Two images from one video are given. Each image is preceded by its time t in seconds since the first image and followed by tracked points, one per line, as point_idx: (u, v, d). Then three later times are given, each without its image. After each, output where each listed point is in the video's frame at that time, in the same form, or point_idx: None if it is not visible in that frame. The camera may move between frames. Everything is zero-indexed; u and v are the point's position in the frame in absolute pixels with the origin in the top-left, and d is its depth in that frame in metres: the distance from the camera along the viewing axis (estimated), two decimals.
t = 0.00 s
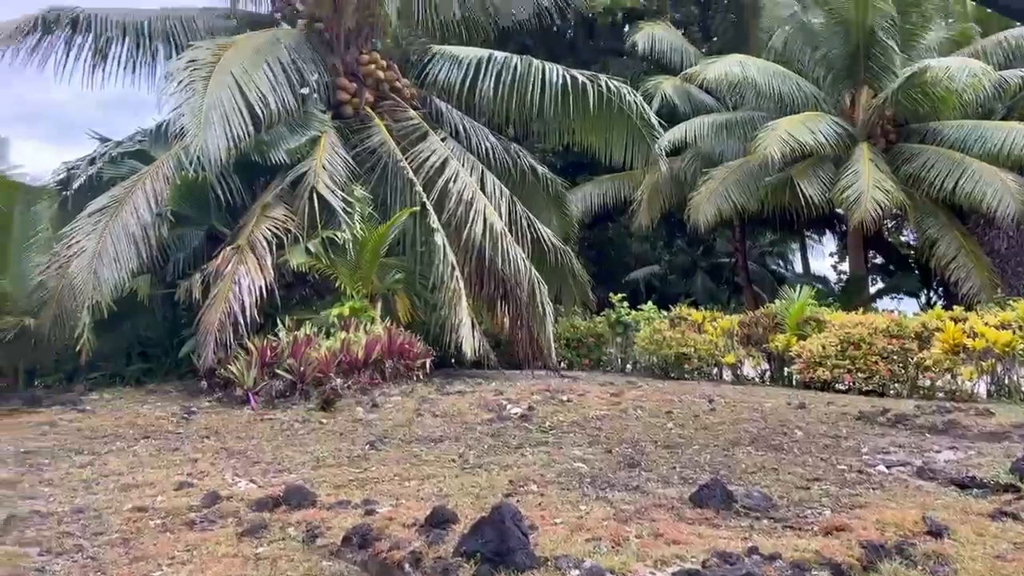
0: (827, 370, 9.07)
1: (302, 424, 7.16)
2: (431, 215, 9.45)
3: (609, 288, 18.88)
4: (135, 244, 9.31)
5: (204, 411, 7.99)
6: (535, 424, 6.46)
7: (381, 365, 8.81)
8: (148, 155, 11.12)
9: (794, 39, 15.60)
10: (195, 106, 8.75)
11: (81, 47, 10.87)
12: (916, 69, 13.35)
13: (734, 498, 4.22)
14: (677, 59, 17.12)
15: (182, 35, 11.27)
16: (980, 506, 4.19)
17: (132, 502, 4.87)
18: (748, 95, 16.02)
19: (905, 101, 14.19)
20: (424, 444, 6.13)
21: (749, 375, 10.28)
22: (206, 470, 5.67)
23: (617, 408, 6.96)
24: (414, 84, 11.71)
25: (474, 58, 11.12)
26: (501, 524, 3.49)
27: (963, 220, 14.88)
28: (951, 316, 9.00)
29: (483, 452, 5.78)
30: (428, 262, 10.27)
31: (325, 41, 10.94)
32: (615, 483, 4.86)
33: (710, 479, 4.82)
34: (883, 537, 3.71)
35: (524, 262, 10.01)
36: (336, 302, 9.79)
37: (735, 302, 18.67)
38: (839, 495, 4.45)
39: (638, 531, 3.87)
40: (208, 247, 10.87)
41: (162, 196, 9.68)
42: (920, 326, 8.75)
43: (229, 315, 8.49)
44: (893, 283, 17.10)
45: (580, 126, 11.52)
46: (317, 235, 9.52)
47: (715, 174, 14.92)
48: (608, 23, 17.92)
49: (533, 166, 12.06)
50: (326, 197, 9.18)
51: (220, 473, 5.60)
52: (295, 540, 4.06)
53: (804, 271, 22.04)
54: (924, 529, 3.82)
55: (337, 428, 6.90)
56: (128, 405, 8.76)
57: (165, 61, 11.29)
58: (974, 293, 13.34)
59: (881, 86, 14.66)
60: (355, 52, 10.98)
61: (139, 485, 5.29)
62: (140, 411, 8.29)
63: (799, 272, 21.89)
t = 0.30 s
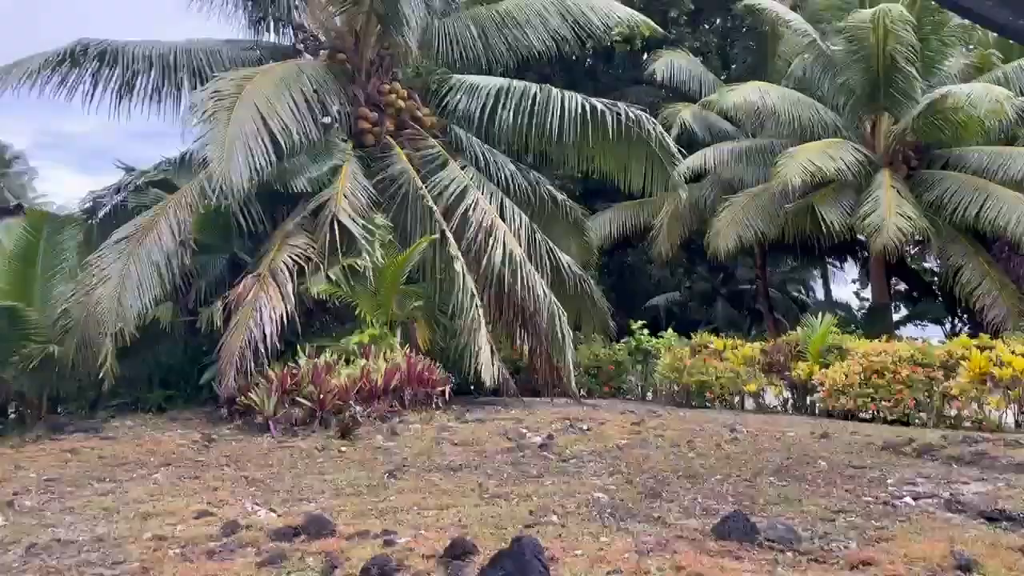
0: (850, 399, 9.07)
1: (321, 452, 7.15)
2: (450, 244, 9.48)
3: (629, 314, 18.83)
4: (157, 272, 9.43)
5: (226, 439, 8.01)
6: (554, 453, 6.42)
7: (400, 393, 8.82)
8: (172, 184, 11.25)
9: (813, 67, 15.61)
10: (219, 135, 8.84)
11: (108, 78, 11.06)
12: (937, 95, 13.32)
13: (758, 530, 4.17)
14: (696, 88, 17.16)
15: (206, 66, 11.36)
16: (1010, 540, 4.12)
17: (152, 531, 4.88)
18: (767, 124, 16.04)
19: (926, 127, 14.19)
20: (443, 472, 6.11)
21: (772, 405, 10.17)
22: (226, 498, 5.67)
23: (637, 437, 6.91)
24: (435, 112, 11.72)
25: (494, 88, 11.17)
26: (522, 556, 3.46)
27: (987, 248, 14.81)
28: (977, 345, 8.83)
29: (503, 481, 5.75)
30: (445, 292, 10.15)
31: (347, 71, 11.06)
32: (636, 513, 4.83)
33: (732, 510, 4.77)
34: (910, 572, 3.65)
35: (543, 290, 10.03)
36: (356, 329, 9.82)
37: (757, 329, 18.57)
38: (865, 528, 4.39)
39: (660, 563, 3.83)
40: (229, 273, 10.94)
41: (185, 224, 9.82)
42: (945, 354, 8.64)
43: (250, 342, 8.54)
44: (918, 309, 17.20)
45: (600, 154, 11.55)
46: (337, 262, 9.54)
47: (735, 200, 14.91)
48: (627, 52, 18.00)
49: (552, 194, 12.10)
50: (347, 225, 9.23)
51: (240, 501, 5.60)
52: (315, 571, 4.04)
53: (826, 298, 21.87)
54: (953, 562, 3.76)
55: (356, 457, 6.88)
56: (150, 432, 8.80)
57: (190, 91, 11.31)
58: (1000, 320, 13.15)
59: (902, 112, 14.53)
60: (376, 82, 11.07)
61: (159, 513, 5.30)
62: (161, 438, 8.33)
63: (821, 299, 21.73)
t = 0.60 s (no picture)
0: (874, 424, 8.95)
1: (341, 476, 7.14)
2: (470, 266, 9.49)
3: (649, 337, 18.76)
4: (180, 297, 9.50)
5: (246, 462, 8.03)
6: (574, 477, 6.38)
7: (420, 417, 8.81)
8: (195, 209, 11.34)
9: (833, 90, 15.59)
10: (242, 161, 8.93)
11: (134, 105, 11.24)
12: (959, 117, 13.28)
13: (782, 557, 4.12)
14: (715, 111, 17.18)
15: (230, 92, 11.45)
16: None
17: (172, 555, 4.88)
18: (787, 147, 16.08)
19: (949, 149, 14.15)
20: (463, 496, 6.09)
21: (795, 429, 10.10)
22: (246, 523, 5.68)
23: (658, 462, 6.85)
24: (455, 137, 11.74)
25: (513, 111, 11.22)
26: None
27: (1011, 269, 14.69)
28: (1004, 368, 8.72)
29: (524, 506, 5.71)
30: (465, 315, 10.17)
31: (368, 96, 11.13)
32: (658, 539, 4.79)
33: (755, 537, 4.71)
34: None
35: (563, 312, 10.03)
36: (377, 352, 9.83)
37: (779, 352, 18.47)
38: (893, 556, 4.32)
39: None
40: (251, 297, 11.00)
41: (208, 249, 9.90)
42: (971, 378, 8.58)
43: (270, 365, 8.56)
44: (942, 330, 17.08)
45: (620, 177, 11.57)
46: (358, 285, 9.57)
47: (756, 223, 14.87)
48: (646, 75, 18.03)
49: (572, 217, 12.13)
50: (367, 248, 9.27)
51: (260, 525, 5.60)
52: None
53: (849, 320, 21.67)
54: None
55: (375, 481, 6.86)
56: (171, 456, 8.83)
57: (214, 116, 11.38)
58: None
59: (923, 134, 14.45)
60: (397, 107, 11.13)
61: (180, 537, 5.30)
62: (182, 461, 8.36)
63: (843, 321, 21.54)
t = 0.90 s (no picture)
0: (901, 445, 8.82)
1: (362, 497, 7.13)
2: (490, 287, 9.49)
3: (670, 357, 18.68)
4: (203, 317, 9.55)
5: (268, 483, 8.03)
6: (596, 499, 6.33)
7: (440, 437, 8.79)
8: (218, 230, 11.41)
9: (854, 109, 15.54)
10: (264, 183, 8.99)
11: (159, 128, 11.35)
12: (982, 135, 13.13)
13: None
14: (735, 130, 17.15)
15: (252, 115, 11.53)
16: None
17: None
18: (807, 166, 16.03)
19: (972, 166, 14.11)
20: (484, 518, 6.05)
21: (819, 450, 10.06)
22: (267, 543, 5.66)
23: (680, 483, 6.79)
24: (475, 157, 11.79)
25: (533, 132, 11.20)
26: None
27: None
28: None
29: (545, 528, 5.67)
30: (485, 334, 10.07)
31: (389, 118, 11.18)
32: (681, 562, 4.74)
33: (781, 560, 4.64)
34: None
35: (583, 332, 10.01)
36: (397, 372, 9.81)
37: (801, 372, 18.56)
38: None
39: None
40: (272, 317, 11.03)
41: (231, 270, 9.95)
42: (999, 399, 8.45)
43: (291, 386, 8.58)
44: (968, 351, 17.08)
45: (640, 197, 11.54)
46: (379, 306, 9.58)
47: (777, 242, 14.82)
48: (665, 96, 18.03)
49: (591, 236, 12.11)
50: (388, 269, 9.29)
51: (281, 546, 5.59)
52: None
53: (873, 340, 21.49)
54: None
55: (396, 502, 6.84)
56: (192, 476, 8.85)
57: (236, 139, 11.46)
58: None
59: (946, 152, 14.36)
60: (417, 128, 11.18)
61: (202, 558, 5.30)
62: (204, 482, 8.37)
63: (866, 341, 21.37)
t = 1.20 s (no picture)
0: (929, 464, 8.68)
1: (383, 515, 7.09)
2: (510, 303, 9.45)
3: (691, 375, 18.55)
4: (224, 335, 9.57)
5: (288, 501, 8.00)
6: (619, 518, 6.25)
7: (461, 455, 8.70)
8: (240, 248, 11.45)
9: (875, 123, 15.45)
10: (285, 200, 9.02)
11: (182, 148, 11.43)
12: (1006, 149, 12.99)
13: None
14: (755, 145, 17.08)
15: (274, 133, 11.56)
16: None
17: None
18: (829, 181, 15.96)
19: (997, 181, 13.93)
20: (507, 538, 6.00)
21: (844, 468, 9.96)
22: (289, 563, 5.63)
23: (705, 503, 6.69)
24: (494, 174, 11.73)
25: (552, 150, 11.17)
26: None
27: None
28: None
29: (568, 548, 5.61)
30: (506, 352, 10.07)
31: (409, 136, 11.19)
32: None
33: None
34: None
35: (604, 349, 9.94)
36: (417, 390, 9.76)
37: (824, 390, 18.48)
38: None
39: None
40: (293, 334, 11.00)
41: (253, 288, 9.98)
42: None
43: (312, 404, 8.57)
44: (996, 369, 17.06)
45: (660, 214, 11.50)
46: (400, 323, 9.56)
47: (799, 257, 14.75)
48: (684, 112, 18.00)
49: (612, 253, 12.06)
50: (408, 286, 9.27)
51: (303, 565, 5.55)
52: None
53: (896, 356, 21.28)
54: None
55: (417, 521, 6.79)
56: (213, 494, 8.83)
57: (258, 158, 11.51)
58: None
59: (970, 167, 14.23)
60: (437, 147, 11.19)
61: None
62: (224, 500, 8.35)
63: (890, 358, 21.17)
